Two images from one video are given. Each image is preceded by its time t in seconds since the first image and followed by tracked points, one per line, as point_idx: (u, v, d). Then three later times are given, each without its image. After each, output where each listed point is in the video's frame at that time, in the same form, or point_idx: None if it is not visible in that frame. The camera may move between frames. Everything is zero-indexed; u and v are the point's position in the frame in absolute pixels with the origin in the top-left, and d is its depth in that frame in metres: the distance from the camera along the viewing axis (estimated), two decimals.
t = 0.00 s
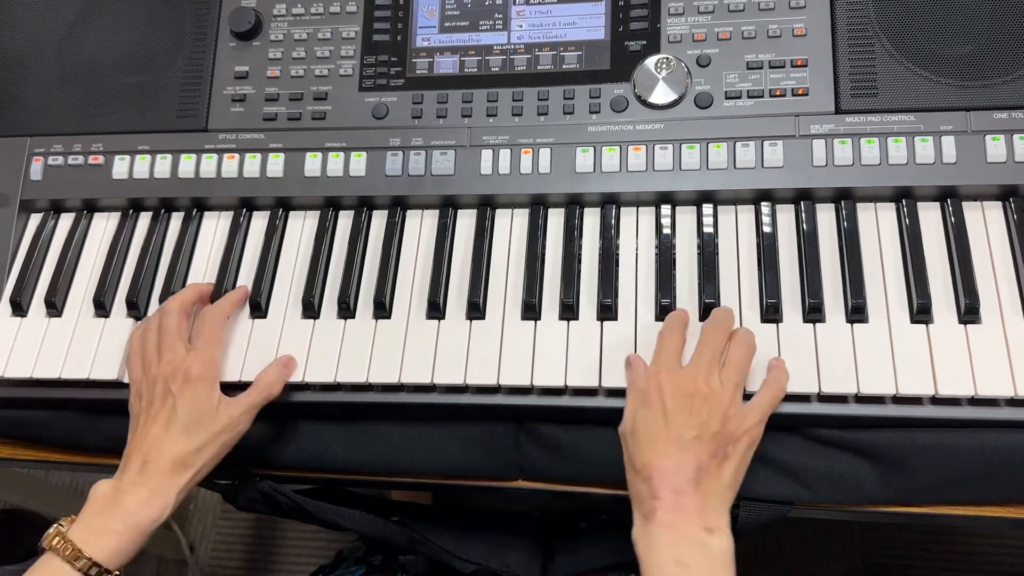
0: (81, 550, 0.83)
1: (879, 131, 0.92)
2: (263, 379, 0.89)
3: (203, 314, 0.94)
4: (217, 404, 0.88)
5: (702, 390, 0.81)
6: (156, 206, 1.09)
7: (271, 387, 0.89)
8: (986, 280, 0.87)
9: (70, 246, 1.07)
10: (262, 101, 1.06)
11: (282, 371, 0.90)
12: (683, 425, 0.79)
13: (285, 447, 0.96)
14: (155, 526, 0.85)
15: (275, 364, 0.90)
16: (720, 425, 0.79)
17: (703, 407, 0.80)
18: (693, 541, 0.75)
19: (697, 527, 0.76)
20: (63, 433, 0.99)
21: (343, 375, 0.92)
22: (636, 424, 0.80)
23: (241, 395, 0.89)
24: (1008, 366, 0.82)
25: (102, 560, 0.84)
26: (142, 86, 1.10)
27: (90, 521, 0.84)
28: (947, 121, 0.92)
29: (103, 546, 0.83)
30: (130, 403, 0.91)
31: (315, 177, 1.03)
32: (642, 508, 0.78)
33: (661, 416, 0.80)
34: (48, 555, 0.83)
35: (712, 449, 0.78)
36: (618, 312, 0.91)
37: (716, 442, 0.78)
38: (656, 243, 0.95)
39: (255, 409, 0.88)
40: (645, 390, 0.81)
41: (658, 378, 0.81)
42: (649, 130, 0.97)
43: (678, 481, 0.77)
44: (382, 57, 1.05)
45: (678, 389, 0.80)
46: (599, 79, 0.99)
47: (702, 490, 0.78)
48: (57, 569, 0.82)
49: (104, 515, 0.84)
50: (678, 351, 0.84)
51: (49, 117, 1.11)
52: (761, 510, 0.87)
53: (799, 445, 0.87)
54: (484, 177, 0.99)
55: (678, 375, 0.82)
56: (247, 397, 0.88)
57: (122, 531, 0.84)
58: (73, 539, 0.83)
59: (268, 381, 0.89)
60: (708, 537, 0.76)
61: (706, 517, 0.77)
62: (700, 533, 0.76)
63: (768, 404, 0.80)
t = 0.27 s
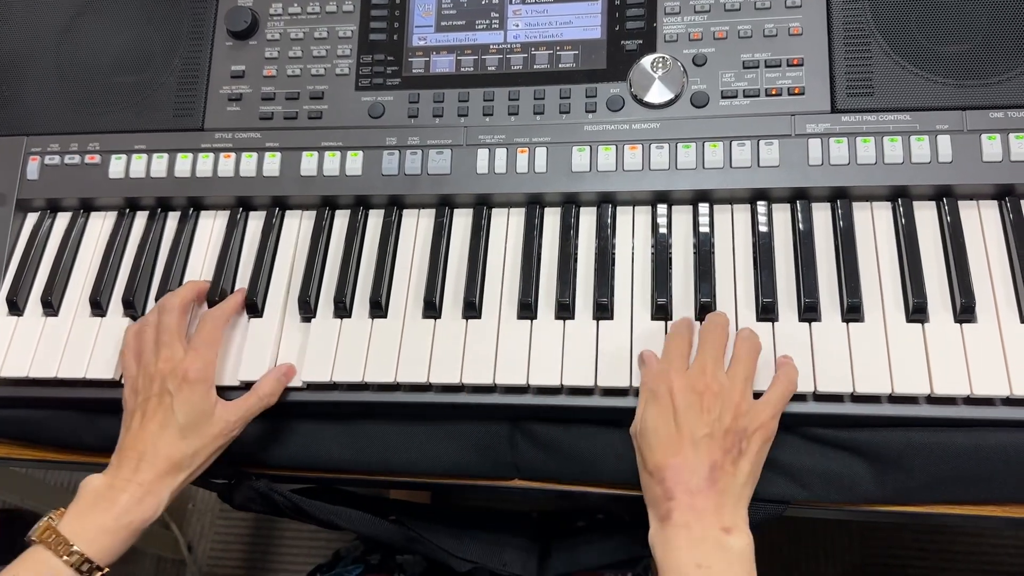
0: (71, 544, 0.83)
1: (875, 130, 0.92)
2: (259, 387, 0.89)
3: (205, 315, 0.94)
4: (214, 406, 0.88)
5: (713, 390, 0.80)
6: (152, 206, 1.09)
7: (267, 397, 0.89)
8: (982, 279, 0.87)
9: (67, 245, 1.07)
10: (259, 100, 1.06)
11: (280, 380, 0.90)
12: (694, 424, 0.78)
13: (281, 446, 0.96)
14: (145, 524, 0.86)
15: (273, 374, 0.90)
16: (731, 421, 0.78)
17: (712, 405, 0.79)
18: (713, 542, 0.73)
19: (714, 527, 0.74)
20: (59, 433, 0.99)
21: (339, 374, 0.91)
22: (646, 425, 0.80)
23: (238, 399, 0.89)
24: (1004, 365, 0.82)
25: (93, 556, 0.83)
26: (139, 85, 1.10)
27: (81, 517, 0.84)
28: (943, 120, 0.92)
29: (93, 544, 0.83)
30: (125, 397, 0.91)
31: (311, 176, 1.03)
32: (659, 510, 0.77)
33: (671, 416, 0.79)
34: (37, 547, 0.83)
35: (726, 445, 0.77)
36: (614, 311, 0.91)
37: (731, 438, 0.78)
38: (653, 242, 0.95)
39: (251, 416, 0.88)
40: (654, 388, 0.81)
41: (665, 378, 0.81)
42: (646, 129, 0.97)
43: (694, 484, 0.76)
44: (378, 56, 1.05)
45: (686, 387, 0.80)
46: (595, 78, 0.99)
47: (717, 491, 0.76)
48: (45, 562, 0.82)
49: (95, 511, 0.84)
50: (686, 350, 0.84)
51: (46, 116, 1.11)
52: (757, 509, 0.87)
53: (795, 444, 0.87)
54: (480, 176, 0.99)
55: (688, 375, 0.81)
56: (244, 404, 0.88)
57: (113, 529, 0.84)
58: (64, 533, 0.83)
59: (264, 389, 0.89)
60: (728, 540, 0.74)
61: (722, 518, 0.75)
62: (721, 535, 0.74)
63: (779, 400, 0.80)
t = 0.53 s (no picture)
0: (49, 526, 0.83)
1: (875, 128, 0.93)
2: (255, 382, 0.89)
3: (204, 305, 0.94)
4: (205, 394, 0.88)
5: (743, 396, 0.79)
6: (154, 203, 1.09)
7: (261, 393, 0.89)
8: (982, 277, 0.88)
9: (69, 243, 1.07)
10: (260, 98, 1.06)
11: (276, 378, 0.90)
12: (734, 435, 0.78)
13: (283, 443, 0.96)
14: (126, 509, 0.86)
15: (269, 371, 0.90)
16: (771, 427, 0.78)
17: (749, 413, 0.79)
18: (772, 550, 0.73)
19: (771, 534, 0.74)
20: (60, 430, 0.99)
21: (340, 371, 0.92)
22: (688, 440, 0.80)
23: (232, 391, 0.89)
24: (1004, 362, 0.82)
25: (71, 538, 0.83)
26: (141, 83, 1.10)
27: (62, 498, 0.84)
28: (943, 118, 0.92)
29: (72, 525, 0.83)
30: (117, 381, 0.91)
31: (313, 174, 1.03)
32: (714, 522, 0.77)
33: (709, 429, 0.79)
34: (15, 529, 0.84)
35: (769, 452, 0.77)
36: (614, 309, 0.92)
37: (773, 444, 0.78)
38: (653, 240, 0.95)
39: (242, 409, 0.88)
40: (689, 401, 0.81)
41: (697, 392, 0.80)
42: (646, 127, 0.97)
43: (745, 494, 0.76)
44: (380, 54, 1.05)
45: (720, 398, 0.80)
46: (596, 76, 1.00)
47: (767, 499, 0.76)
48: (23, 546, 0.83)
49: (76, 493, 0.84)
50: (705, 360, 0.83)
51: (47, 113, 1.11)
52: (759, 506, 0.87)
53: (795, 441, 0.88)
54: (481, 174, 0.99)
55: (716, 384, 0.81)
56: (237, 397, 0.88)
57: (92, 512, 0.83)
58: (43, 514, 0.83)
59: (258, 384, 0.89)
60: (785, 545, 0.74)
61: (778, 524, 0.75)
62: (778, 541, 0.74)
63: (809, 399, 0.79)
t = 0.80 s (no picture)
0: (50, 528, 0.83)
1: (874, 127, 0.93)
2: (255, 382, 0.89)
3: (203, 305, 0.94)
4: (204, 393, 0.88)
5: (721, 396, 0.80)
6: (152, 203, 1.09)
7: (259, 392, 0.88)
8: (981, 277, 0.88)
9: (67, 243, 1.07)
10: (259, 97, 1.06)
11: (274, 377, 0.90)
12: (710, 433, 0.78)
13: (281, 443, 0.96)
14: (126, 509, 0.86)
15: (269, 370, 0.90)
16: (746, 426, 0.78)
17: (725, 413, 0.79)
18: (738, 548, 0.74)
19: (739, 532, 0.75)
20: (59, 429, 0.99)
21: (338, 370, 0.92)
22: (663, 437, 0.80)
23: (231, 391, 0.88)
24: (1003, 361, 0.82)
25: (71, 539, 0.83)
26: (139, 82, 1.10)
27: (61, 500, 0.84)
28: (942, 117, 0.92)
29: (72, 527, 0.83)
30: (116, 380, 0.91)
31: (311, 174, 1.03)
32: (683, 518, 0.78)
33: (687, 427, 0.79)
34: (15, 533, 0.84)
35: (742, 452, 0.78)
36: (613, 308, 0.92)
37: (746, 443, 0.78)
38: (652, 240, 0.95)
39: (240, 408, 0.88)
40: (667, 399, 0.81)
41: (677, 390, 0.80)
42: (645, 126, 0.97)
43: (716, 492, 0.76)
44: (378, 53, 1.05)
45: (698, 396, 0.80)
46: (595, 76, 1.00)
47: (737, 498, 0.76)
48: (25, 550, 0.83)
49: (75, 495, 0.84)
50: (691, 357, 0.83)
51: (45, 112, 1.11)
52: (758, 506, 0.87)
53: (794, 441, 0.88)
54: (479, 173, 0.99)
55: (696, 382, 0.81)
56: (234, 396, 0.87)
57: (92, 514, 0.84)
58: (43, 517, 0.83)
59: (258, 384, 0.89)
60: (751, 543, 0.75)
61: (745, 522, 0.76)
62: (744, 539, 0.75)
63: (785, 402, 0.80)
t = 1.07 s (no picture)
0: (54, 531, 0.83)
1: (872, 128, 0.93)
2: (256, 381, 0.89)
3: (202, 304, 0.94)
4: (205, 393, 0.88)
5: (704, 389, 0.78)
6: (153, 203, 1.09)
7: (260, 391, 0.89)
8: (978, 277, 0.88)
9: (68, 243, 1.08)
10: (259, 98, 1.07)
11: (274, 377, 0.91)
12: (692, 430, 0.76)
13: (281, 443, 0.96)
14: (129, 510, 0.86)
15: (269, 369, 0.91)
16: (727, 421, 0.76)
17: (707, 407, 0.77)
18: (715, 545, 0.72)
19: (716, 529, 0.73)
20: (60, 429, 0.99)
21: (337, 371, 0.92)
22: (644, 429, 0.78)
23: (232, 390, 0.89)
24: (1000, 362, 0.82)
25: (76, 542, 0.83)
26: (140, 84, 1.10)
27: (65, 502, 0.84)
28: (939, 118, 0.92)
29: (76, 529, 0.83)
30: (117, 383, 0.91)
31: (311, 175, 1.03)
32: (661, 514, 0.76)
33: (670, 422, 0.77)
34: (20, 536, 0.84)
35: (722, 446, 0.76)
36: (612, 309, 0.92)
37: (727, 438, 0.76)
38: (651, 241, 0.95)
39: (242, 408, 0.89)
40: (649, 391, 0.79)
41: (662, 386, 0.78)
42: (644, 127, 0.97)
43: (695, 488, 0.74)
44: (378, 55, 1.05)
45: (679, 390, 0.78)
46: (594, 77, 1.00)
47: (716, 493, 0.74)
48: (30, 552, 0.83)
49: (79, 496, 0.84)
50: (676, 350, 0.81)
51: (47, 113, 1.12)
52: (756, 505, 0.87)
53: (792, 441, 0.88)
54: (479, 174, 1.00)
55: (678, 375, 0.79)
56: (236, 395, 0.88)
57: (96, 514, 0.84)
58: (47, 520, 0.83)
59: (260, 382, 0.89)
60: (728, 540, 0.73)
61: (723, 518, 0.74)
62: (721, 536, 0.73)
63: (767, 395, 0.79)
